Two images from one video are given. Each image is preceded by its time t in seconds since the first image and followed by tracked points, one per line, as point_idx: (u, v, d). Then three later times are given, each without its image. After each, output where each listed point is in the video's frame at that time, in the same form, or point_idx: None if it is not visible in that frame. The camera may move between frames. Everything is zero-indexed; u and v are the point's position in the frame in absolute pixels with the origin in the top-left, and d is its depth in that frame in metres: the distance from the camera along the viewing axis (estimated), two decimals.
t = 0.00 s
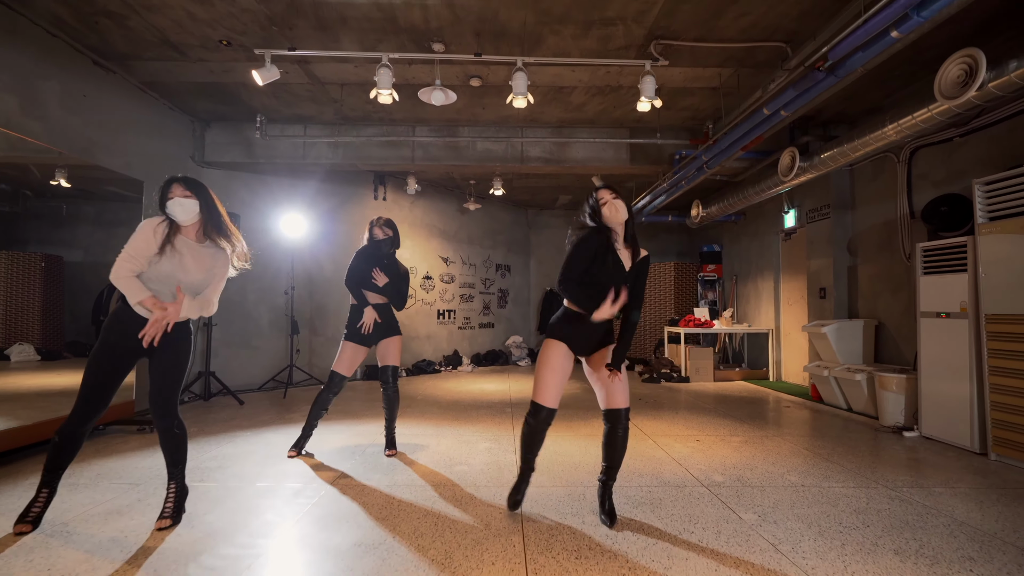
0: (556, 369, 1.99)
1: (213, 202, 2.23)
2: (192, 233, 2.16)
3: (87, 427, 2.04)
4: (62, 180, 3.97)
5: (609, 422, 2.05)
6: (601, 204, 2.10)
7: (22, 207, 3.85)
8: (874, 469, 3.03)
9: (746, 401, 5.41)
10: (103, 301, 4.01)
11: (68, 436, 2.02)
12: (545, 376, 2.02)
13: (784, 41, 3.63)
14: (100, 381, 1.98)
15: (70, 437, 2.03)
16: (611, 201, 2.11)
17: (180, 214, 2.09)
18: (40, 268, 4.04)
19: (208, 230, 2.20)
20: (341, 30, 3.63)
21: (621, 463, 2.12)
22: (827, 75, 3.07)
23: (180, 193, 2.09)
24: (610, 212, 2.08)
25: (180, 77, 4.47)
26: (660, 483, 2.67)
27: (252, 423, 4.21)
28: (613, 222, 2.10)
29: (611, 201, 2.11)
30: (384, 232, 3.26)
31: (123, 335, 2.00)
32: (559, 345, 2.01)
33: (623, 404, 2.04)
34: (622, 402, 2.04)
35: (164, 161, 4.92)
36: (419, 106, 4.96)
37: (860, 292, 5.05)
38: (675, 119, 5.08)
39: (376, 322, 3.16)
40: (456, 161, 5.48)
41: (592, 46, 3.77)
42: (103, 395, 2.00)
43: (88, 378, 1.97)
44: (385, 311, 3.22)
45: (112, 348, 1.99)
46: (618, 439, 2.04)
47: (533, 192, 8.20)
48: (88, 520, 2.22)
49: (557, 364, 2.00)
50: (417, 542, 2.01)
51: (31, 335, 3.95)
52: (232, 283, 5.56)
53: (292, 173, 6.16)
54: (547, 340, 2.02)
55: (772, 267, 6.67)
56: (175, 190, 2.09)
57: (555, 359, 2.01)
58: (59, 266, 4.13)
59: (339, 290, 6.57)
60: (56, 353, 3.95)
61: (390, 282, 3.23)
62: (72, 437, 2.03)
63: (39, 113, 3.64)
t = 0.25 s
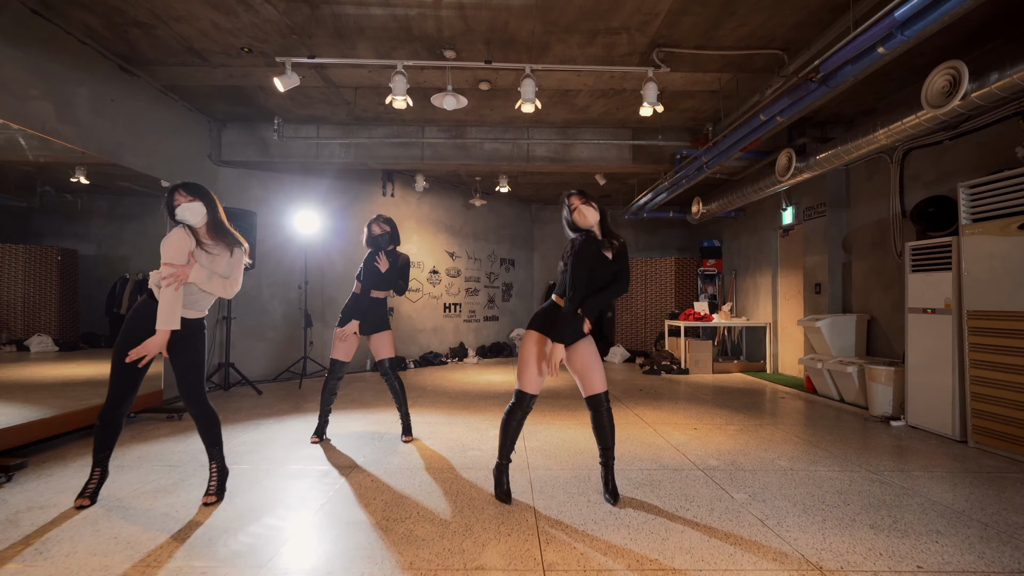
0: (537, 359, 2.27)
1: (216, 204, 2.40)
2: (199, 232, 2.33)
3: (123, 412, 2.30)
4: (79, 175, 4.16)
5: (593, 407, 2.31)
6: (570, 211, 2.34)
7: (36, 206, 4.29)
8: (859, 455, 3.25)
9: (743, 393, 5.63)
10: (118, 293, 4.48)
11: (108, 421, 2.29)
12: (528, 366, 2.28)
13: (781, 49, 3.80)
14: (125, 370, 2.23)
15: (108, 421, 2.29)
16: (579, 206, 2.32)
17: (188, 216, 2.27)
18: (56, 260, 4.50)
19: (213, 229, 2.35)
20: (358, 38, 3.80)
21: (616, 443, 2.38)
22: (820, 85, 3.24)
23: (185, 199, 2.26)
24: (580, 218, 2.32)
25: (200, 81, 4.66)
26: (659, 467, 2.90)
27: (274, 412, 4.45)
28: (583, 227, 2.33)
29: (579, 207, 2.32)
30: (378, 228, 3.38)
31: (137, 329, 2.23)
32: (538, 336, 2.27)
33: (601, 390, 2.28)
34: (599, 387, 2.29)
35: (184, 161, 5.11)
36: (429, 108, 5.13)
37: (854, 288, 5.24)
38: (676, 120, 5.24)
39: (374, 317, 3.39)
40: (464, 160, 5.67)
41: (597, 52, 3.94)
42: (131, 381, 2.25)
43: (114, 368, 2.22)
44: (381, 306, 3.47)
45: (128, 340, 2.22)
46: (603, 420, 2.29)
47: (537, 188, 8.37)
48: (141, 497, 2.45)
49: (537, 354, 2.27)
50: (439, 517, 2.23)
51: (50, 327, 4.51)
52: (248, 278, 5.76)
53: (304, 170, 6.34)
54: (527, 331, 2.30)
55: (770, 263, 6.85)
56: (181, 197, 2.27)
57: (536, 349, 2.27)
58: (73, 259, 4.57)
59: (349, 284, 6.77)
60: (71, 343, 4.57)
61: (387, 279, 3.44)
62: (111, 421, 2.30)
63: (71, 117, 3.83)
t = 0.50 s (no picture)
0: (536, 355, 2.44)
1: (202, 196, 2.56)
2: (197, 225, 2.50)
3: (166, 400, 2.52)
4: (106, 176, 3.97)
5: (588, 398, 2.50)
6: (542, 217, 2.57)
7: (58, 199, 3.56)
8: (855, 444, 3.42)
9: (746, 385, 5.79)
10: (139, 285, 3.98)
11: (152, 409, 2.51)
12: (528, 360, 2.46)
13: (783, 53, 3.92)
14: (165, 362, 2.45)
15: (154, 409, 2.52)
16: (548, 212, 2.52)
17: (185, 210, 2.42)
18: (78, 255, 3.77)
19: (210, 218, 2.53)
20: (376, 45, 3.97)
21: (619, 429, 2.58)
22: (818, 91, 3.38)
23: (176, 194, 2.39)
24: (549, 223, 2.52)
25: (223, 85, 4.86)
26: (662, 453, 3.09)
27: (296, 402, 4.68)
28: (555, 232, 2.53)
29: (552, 215, 2.52)
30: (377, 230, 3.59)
31: (173, 323, 2.46)
32: (537, 332, 2.44)
33: (595, 383, 2.47)
34: (593, 381, 2.47)
35: (207, 162, 5.31)
36: (442, 109, 5.30)
37: (855, 284, 5.38)
38: (682, 120, 5.37)
39: (382, 314, 3.58)
40: (475, 159, 5.83)
41: (606, 57, 4.08)
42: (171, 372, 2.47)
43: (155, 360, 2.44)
44: (391, 304, 3.66)
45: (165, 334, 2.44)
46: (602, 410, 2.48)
47: (546, 184, 8.51)
48: (186, 478, 2.66)
49: (536, 350, 2.45)
50: (461, 497, 2.43)
51: (76, 322, 3.67)
52: (268, 273, 5.97)
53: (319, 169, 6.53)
54: (525, 326, 2.46)
55: (774, 258, 6.98)
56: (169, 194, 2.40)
57: (535, 345, 2.44)
58: (95, 252, 3.87)
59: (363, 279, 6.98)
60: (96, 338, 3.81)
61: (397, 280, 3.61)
62: (154, 410, 2.52)
63: (105, 122, 4.04)
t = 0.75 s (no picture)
0: (551, 351, 2.55)
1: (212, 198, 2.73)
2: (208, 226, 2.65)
3: (196, 392, 2.67)
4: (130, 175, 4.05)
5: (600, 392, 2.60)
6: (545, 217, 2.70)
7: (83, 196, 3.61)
8: (864, 438, 3.49)
9: (758, 380, 5.84)
10: (159, 283, 4.15)
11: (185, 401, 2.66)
12: (543, 356, 2.57)
13: (796, 52, 3.96)
14: (194, 355, 2.60)
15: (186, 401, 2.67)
16: (545, 213, 2.67)
17: (200, 211, 2.63)
18: (104, 252, 3.82)
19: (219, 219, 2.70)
20: (394, 48, 4.08)
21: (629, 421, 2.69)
22: (830, 91, 3.43)
23: (191, 197, 2.60)
24: (549, 224, 2.67)
25: (246, 87, 5.01)
26: (674, 446, 3.19)
27: (317, 394, 4.84)
28: (554, 232, 2.66)
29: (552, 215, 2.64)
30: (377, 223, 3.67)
31: (199, 319, 2.61)
32: (552, 330, 2.55)
33: (606, 378, 2.57)
34: (604, 376, 2.57)
35: (230, 162, 5.47)
36: (457, 109, 5.41)
37: (867, 280, 5.39)
38: (695, 117, 5.41)
39: (399, 310, 3.70)
40: (489, 157, 5.93)
41: (619, 58, 4.14)
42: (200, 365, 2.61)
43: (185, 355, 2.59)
44: (406, 299, 3.79)
45: (192, 330, 2.60)
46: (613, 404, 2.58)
47: (558, 181, 8.58)
48: (221, 466, 2.82)
49: (551, 347, 2.55)
50: (482, 486, 2.56)
51: (101, 315, 3.83)
52: (288, 270, 6.13)
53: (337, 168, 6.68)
54: (541, 326, 2.56)
55: (787, 254, 7.00)
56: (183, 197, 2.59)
57: (550, 342, 2.55)
58: (119, 249, 3.93)
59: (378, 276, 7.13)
60: (120, 331, 3.98)
61: (403, 273, 3.75)
62: (186, 401, 2.67)
63: (135, 126, 4.21)
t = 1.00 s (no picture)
0: (574, 347, 2.57)
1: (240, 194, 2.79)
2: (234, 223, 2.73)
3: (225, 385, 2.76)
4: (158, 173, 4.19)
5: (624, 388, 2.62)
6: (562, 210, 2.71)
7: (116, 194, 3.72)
8: (889, 436, 3.44)
9: (779, 377, 5.78)
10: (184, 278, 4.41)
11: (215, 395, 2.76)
12: (565, 353, 2.60)
13: (820, 44, 3.89)
14: (222, 351, 2.68)
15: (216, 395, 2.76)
16: (561, 205, 2.70)
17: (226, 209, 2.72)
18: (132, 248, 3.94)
19: (245, 215, 2.75)
20: (414, 47, 4.13)
21: (651, 417, 2.70)
22: (856, 84, 3.36)
23: (216, 194, 2.69)
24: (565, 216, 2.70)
25: (269, 87, 5.11)
26: (695, 442, 3.19)
27: (340, 388, 4.94)
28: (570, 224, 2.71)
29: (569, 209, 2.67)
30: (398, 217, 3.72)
31: (226, 317, 2.69)
32: (576, 327, 2.57)
33: (630, 375, 2.59)
34: (628, 372, 2.59)
35: (254, 160, 5.59)
36: (476, 106, 5.44)
37: (893, 275, 5.29)
38: (715, 111, 5.35)
39: (419, 305, 3.75)
40: (508, 154, 5.95)
41: (638, 53, 4.12)
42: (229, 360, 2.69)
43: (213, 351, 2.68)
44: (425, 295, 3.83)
45: (219, 327, 2.68)
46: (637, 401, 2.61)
47: (576, 176, 8.56)
48: (251, 456, 2.91)
49: (574, 343, 2.58)
50: (504, 479, 2.60)
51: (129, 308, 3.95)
52: (310, 266, 6.25)
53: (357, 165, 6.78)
54: (567, 323, 2.58)
55: (810, 249, 6.88)
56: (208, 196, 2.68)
57: (574, 339, 2.57)
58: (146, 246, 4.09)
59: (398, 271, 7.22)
60: (149, 325, 4.11)
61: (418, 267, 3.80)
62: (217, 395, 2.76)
63: (165, 126, 4.33)
